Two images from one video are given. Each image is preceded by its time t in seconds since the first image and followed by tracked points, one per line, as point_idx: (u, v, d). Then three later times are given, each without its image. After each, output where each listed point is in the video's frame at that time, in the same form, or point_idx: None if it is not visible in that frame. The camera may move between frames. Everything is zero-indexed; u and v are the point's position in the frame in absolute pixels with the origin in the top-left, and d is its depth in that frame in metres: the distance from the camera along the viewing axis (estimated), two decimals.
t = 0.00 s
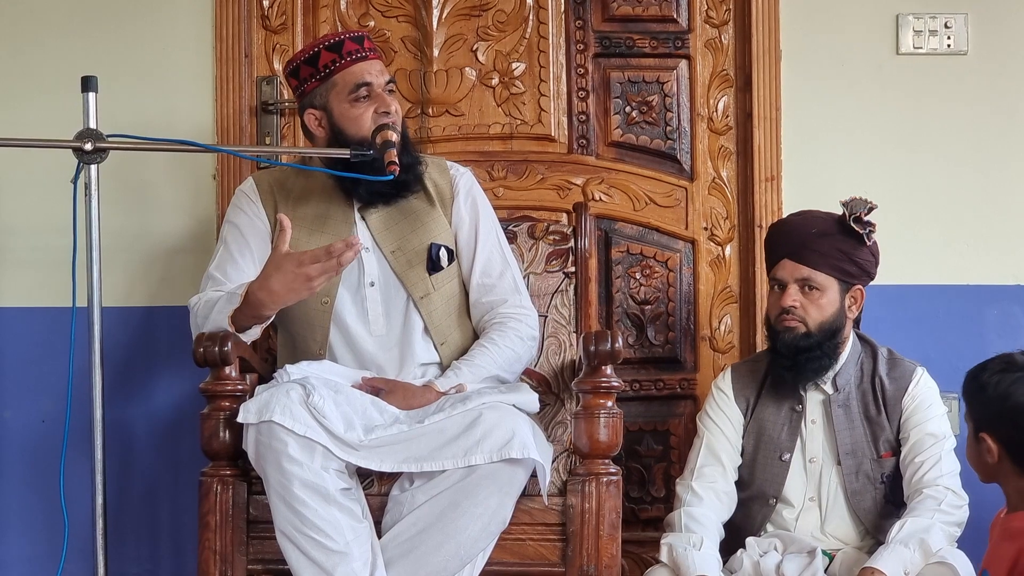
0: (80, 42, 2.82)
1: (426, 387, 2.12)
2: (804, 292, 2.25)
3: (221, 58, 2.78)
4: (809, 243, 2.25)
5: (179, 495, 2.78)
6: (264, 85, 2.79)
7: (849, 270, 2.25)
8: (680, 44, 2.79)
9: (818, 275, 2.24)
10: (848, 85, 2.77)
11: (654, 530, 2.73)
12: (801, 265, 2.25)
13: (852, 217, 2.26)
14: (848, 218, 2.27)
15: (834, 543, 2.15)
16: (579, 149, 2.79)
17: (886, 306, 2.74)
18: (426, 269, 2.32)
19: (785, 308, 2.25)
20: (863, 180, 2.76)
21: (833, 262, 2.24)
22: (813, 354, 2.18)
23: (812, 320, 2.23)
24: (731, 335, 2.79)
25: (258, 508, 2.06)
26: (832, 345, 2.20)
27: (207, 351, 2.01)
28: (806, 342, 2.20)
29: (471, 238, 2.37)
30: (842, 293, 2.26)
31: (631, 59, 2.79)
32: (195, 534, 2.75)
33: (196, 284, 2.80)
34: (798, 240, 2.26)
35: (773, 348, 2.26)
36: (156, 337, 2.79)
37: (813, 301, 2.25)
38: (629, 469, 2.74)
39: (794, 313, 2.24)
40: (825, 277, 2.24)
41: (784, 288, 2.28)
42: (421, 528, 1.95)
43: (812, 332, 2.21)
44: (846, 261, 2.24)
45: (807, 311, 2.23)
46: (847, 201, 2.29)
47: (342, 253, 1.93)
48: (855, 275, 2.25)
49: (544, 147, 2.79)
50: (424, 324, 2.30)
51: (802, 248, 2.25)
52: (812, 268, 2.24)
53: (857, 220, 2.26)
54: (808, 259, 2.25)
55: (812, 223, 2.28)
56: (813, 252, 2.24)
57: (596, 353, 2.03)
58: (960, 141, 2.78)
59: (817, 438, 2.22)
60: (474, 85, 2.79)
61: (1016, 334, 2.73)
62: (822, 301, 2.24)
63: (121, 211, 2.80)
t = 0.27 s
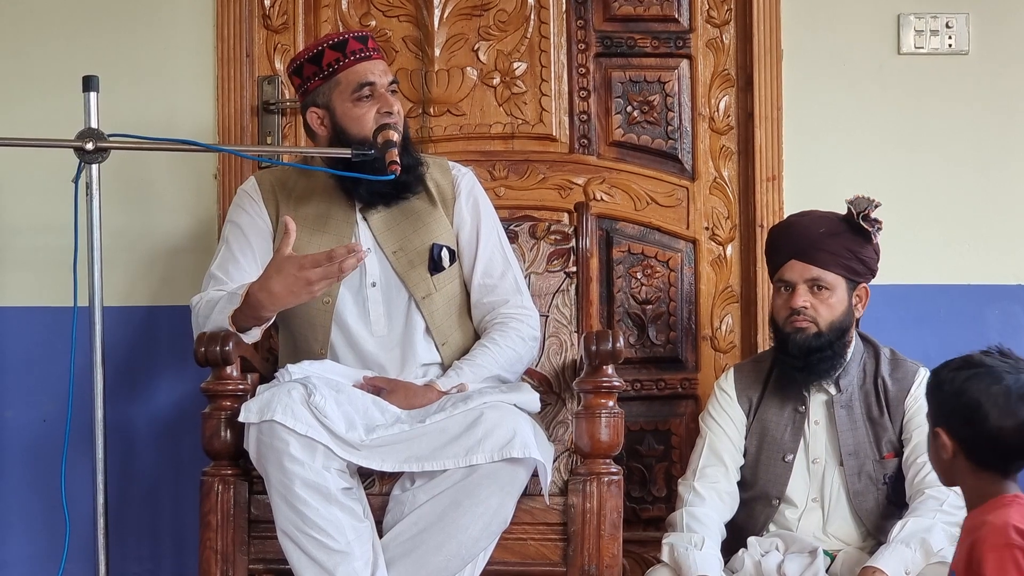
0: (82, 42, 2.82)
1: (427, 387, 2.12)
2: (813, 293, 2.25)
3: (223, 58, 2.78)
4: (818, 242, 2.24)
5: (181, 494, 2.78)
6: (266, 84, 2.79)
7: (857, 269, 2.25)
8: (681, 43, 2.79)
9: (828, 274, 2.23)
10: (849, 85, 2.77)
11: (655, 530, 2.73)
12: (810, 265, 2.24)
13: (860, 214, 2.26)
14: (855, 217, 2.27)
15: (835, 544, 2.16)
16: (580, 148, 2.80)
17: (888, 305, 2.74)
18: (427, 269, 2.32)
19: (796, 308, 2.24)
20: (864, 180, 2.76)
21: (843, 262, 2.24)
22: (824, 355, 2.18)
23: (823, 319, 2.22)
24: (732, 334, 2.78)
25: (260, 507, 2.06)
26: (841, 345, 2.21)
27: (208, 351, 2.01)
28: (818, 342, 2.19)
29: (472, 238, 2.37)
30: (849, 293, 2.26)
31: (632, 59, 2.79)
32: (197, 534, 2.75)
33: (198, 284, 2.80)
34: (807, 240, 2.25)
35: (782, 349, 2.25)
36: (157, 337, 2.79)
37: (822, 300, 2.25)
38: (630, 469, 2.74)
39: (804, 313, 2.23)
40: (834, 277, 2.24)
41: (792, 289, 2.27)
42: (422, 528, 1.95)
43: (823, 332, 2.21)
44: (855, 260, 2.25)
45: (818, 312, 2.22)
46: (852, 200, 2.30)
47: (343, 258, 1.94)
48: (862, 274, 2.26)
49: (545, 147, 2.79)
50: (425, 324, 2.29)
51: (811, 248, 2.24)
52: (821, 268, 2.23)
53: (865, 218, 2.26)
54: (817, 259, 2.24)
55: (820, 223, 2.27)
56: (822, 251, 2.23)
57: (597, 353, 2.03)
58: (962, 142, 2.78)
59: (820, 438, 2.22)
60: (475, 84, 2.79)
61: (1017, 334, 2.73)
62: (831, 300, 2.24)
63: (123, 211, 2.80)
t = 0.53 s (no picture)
0: (83, 42, 2.82)
1: (428, 388, 2.12)
2: (822, 294, 2.24)
3: (224, 58, 2.78)
4: (828, 244, 2.23)
5: (182, 494, 2.78)
6: (267, 85, 2.78)
7: (866, 270, 2.25)
8: (683, 44, 2.79)
9: (837, 276, 2.23)
10: (851, 85, 2.77)
11: (656, 530, 2.73)
12: (820, 267, 2.23)
13: (871, 217, 2.25)
14: (865, 219, 2.27)
15: (838, 545, 2.15)
16: (581, 149, 2.80)
17: (890, 306, 2.74)
18: (429, 270, 2.32)
19: (805, 310, 2.23)
20: (866, 180, 2.76)
21: (852, 263, 2.23)
22: (833, 357, 2.19)
23: (832, 321, 2.22)
24: (734, 335, 2.78)
25: (261, 508, 2.07)
26: (849, 347, 2.21)
27: (210, 351, 2.02)
28: (827, 344, 2.19)
29: (474, 239, 2.37)
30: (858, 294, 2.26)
31: (633, 59, 2.79)
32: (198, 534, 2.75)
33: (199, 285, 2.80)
34: (817, 242, 2.24)
35: (791, 351, 2.25)
36: (158, 337, 2.79)
37: (831, 302, 2.24)
38: (632, 469, 2.74)
39: (814, 316, 2.22)
40: (844, 278, 2.23)
41: (801, 291, 2.26)
42: (423, 528, 1.95)
43: (832, 335, 2.21)
44: (864, 262, 2.24)
45: (828, 313, 2.22)
46: (861, 202, 2.29)
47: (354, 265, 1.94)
48: (870, 275, 2.26)
49: (547, 147, 2.79)
50: (427, 325, 2.30)
51: (821, 250, 2.23)
52: (831, 270, 2.22)
53: (876, 220, 2.25)
54: (826, 261, 2.23)
55: (831, 224, 2.26)
56: (830, 253, 2.23)
57: (599, 354, 2.03)
58: (964, 142, 2.78)
59: (823, 440, 2.23)
60: (477, 85, 2.79)
61: (1019, 334, 2.73)
62: (841, 302, 2.24)
63: (125, 211, 2.81)
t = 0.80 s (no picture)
0: (86, 43, 2.82)
1: (431, 389, 2.12)
2: (828, 296, 2.24)
3: (227, 60, 2.77)
4: (834, 246, 2.23)
5: (185, 496, 2.78)
6: (270, 86, 2.79)
7: (870, 271, 2.25)
8: (686, 45, 2.79)
9: (842, 277, 2.22)
10: (854, 86, 2.77)
11: (659, 532, 2.73)
12: (826, 269, 2.22)
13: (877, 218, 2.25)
14: (869, 220, 2.27)
15: (840, 546, 2.15)
16: (584, 150, 2.79)
17: (892, 307, 2.74)
18: (432, 272, 2.32)
19: (811, 313, 2.22)
20: (868, 181, 2.76)
21: (857, 264, 2.23)
22: (840, 360, 2.19)
23: (838, 323, 2.22)
24: (737, 336, 2.78)
25: (263, 510, 2.08)
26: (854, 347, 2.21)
27: (212, 353, 2.01)
28: (833, 346, 2.19)
29: (478, 241, 2.36)
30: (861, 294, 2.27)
31: (636, 61, 2.79)
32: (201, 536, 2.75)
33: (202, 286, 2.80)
34: (823, 245, 2.23)
35: (797, 352, 2.24)
36: (161, 338, 2.79)
37: (837, 304, 2.24)
38: (634, 471, 2.74)
39: (820, 318, 2.21)
40: (849, 280, 2.23)
41: (807, 294, 2.25)
42: (426, 529, 1.95)
43: (839, 336, 2.21)
44: (868, 263, 2.24)
45: (834, 315, 2.22)
46: (865, 203, 2.29)
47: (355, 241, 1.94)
48: (874, 275, 2.26)
49: (549, 148, 2.80)
50: (430, 328, 2.29)
51: (826, 252, 2.23)
52: (836, 271, 2.22)
53: (882, 222, 2.25)
54: (831, 263, 2.22)
55: (836, 227, 2.26)
56: (836, 254, 2.22)
57: (602, 355, 2.03)
58: (967, 144, 2.78)
59: (826, 441, 2.23)
60: (480, 86, 2.79)
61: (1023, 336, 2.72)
62: (846, 303, 2.23)
63: (128, 212, 2.81)
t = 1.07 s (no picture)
0: (87, 45, 2.82)
1: (433, 391, 2.12)
2: (825, 297, 2.22)
3: (228, 62, 2.77)
4: (828, 247, 2.21)
5: (187, 498, 2.78)
6: (271, 88, 2.79)
7: (864, 271, 2.23)
8: (687, 47, 2.79)
9: (838, 278, 2.20)
10: (855, 88, 2.77)
11: (660, 534, 2.73)
12: (821, 271, 2.21)
13: (870, 217, 2.24)
14: (861, 219, 2.26)
15: (842, 547, 2.14)
16: (586, 152, 2.80)
17: (893, 309, 2.74)
18: (434, 275, 2.32)
19: (809, 315, 2.21)
20: (870, 183, 2.76)
21: (852, 264, 2.21)
22: (840, 360, 2.19)
23: (837, 324, 2.21)
24: (738, 338, 2.79)
25: (265, 511, 2.06)
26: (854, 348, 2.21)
27: (214, 355, 2.01)
28: (833, 346, 2.18)
29: (479, 243, 2.37)
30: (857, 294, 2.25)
31: (638, 63, 2.79)
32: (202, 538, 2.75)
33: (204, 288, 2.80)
34: (817, 247, 2.22)
35: (797, 355, 2.23)
36: (163, 340, 2.79)
37: (834, 304, 2.22)
38: (636, 472, 2.74)
39: (819, 320, 2.20)
40: (845, 281, 2.21)
41: (804, 296, 2.24)
42: (427, 532, 1.96)
43: (837, 337, 2.19)
44: (863, 262, 2.22)
45: (832, 316, 2.20)
46: (855, 202, 2.29)
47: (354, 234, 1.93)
48: (869, 275, 2.24)
49: (551, 150, 2.80)
50: (432, 330, 2.29)
51: (821, 254, 2.21)
52: (832, 272, 2.20)
53: (875, 221, 2.25)
54: (826, 264, 2.20)
55: (828, 228, 2.24)
56: (831, 255, 2.20)
57: (603, 357, 2.03)
58: (969, 145, 2.78)
59: (826, 443, 2.23)
60: (482, 88, 2.79)
61: None
62: (843, 304, 2.22)
63: (129, 214, 2.81)
